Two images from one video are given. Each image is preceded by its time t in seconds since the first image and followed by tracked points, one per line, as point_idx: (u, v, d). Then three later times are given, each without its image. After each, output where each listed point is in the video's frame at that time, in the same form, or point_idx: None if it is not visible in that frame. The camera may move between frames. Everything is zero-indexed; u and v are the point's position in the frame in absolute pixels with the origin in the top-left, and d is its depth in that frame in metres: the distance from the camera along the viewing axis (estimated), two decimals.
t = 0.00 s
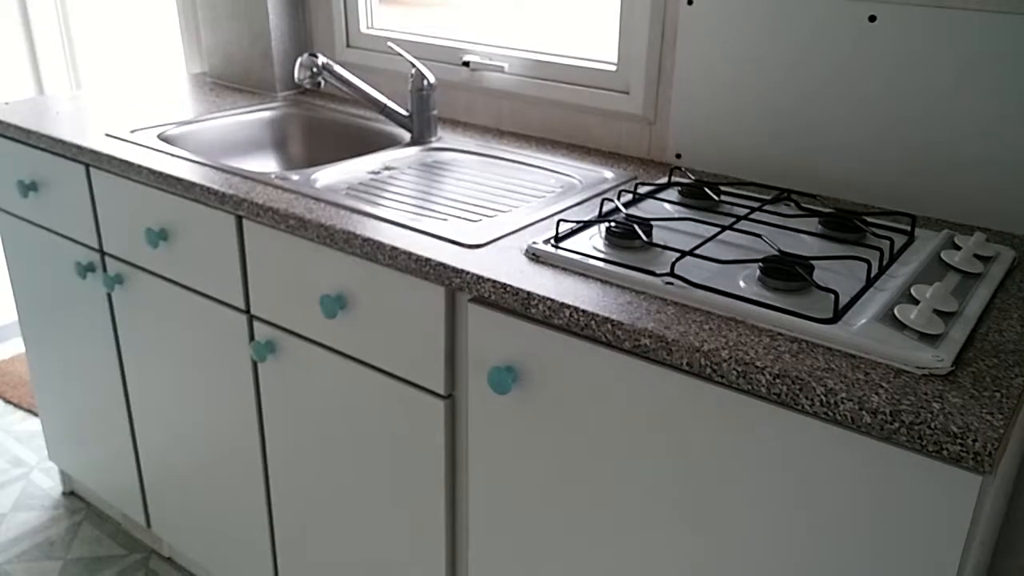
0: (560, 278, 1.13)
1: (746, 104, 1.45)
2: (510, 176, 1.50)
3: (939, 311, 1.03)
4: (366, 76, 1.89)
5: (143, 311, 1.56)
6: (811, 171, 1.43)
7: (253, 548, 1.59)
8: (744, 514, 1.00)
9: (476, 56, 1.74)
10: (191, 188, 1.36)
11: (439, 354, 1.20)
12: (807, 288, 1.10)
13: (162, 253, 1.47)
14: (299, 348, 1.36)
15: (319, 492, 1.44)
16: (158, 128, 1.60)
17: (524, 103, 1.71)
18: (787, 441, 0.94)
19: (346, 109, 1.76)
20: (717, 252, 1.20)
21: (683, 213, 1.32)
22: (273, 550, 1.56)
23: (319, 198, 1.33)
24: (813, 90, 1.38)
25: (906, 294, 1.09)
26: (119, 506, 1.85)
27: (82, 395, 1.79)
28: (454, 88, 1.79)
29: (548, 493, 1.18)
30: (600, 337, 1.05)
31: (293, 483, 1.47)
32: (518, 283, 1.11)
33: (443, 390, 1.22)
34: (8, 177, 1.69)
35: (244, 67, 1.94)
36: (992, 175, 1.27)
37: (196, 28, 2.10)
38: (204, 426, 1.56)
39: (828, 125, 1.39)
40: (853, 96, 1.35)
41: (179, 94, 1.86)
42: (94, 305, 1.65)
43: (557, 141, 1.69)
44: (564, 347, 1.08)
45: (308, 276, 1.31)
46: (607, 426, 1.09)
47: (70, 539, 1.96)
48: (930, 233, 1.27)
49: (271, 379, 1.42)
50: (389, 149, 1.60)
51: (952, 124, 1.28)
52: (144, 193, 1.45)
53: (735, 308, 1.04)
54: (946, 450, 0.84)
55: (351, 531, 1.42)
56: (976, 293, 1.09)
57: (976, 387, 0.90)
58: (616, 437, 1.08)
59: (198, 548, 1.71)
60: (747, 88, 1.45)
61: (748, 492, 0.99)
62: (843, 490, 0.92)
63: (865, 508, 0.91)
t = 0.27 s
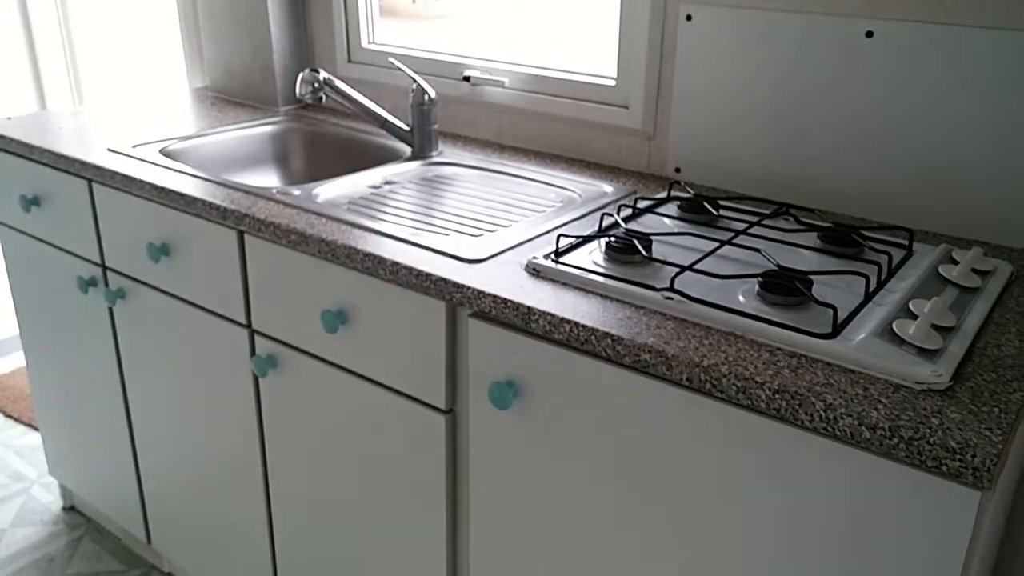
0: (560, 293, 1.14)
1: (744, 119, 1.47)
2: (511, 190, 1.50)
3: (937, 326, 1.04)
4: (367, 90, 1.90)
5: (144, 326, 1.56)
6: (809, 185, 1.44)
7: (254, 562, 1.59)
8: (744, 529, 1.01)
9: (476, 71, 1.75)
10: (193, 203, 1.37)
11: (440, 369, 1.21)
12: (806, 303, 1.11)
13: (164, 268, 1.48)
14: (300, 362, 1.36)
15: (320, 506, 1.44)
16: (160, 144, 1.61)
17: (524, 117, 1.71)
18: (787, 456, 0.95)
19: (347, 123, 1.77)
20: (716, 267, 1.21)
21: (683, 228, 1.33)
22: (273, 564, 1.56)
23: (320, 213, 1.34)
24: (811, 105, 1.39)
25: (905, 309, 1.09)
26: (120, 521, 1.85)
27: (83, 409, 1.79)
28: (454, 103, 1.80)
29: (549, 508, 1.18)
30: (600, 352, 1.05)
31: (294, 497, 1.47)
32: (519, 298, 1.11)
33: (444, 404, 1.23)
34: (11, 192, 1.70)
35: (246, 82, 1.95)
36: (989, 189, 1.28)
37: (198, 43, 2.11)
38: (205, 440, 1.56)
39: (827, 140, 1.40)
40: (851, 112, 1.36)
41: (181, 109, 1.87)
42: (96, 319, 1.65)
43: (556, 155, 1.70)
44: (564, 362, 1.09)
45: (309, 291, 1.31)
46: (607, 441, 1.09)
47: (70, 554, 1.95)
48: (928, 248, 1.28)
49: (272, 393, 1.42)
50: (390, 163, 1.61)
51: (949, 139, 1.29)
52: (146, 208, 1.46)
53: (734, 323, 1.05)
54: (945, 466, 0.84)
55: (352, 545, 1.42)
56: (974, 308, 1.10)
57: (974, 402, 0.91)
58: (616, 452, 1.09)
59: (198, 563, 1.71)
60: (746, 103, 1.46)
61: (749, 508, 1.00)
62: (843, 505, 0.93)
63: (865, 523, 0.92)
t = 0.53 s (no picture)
0: (562, 312, 1.14)
1: (746, 137, 1.47)
2: (512, 208, 1.51)
3: (940, 345, 1.04)
4: (370, 109, 1.91)
5: (146, 343, 1.56)
6: (811, 204, 1.44)
7: None
8: (747, 550, 1.00)
9: (478, 89, 1.76)
10: (195, 221, 1.37)
11: (441, 387, 1.21)
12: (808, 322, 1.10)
13: (165, 285, 1.48)
14: (301, 380, 1.36)
15: (320, 525, 1.43)
16: (162, 162, 1.61)
17: (525, 136, 1.72)
18: (790, 476, 0.94)
19: (349, 141, 1.78)
20: (718, 286, 1.21)
21: (684, 246, 1.33)
22: None
23: (322, 231, 1.34)
24: (812, 123, 1.40)
25: (908, 328, 1.09)
26: (119, 539, 1.84)
27: (84, 426, 1.79)
28: (456, 121, 1.81)
29: (550, 528, 1.17)
30: (602, 371, 1.05)
31: (294, 516, 1.46)
32: (520, 316, 1.11)
33: (445, 423, 1.22)
34: (14, 210, 1.70)
35: (250, 101, 1.96)
36: (990, 208, 1.28)
37: (202, 62, 2.13)
38: (205, 458, 1.56)
39: (828, 159, 1.40)
40: (851, 131, 1.36)
41: (184, 127, 1.88)
42: (97, 337, 1.65)
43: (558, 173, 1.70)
44: (566, 380, 1.09)
45: (311, 309, 1.31)
46: (609, 460, 1.09)
47: (70, 572, 1.94)
48: (930, 266, 1.27)
49: (273, 411, 1.42)
50: (392, 182, 1.62)
51: (950, 158, 1.29)
52: (148, 226, 1.46)
53: (737, 342, 1.05)
54: (949, 486, 0.84)
55: (352, 565, 1.41)
56: (977, 327, 1.09)
57: (978, 422, 0.90)
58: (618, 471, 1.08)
59: None
60: (746, 122, 1.46)
61: (752, 528, 0.99)
62: (847, 526, 0.92)
63: (869, 544, 0.91)
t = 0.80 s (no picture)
0: (560, 325, 1.14)
1: (745, 151, 1.47)
2: (512, 221, 1.51)
3: (937, 360, 1.04)
4: (370, 121, 1.91)
5: (144, 355, 1.56)
6: (810, 217, 1.44)
7: None
8: (745, 565, 1.00)
9: (479, 102, 1.76)
10: (195, 233, 1.38)
11: (439, 400, 1.21)
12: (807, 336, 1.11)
13: (165, 297, 1.48)
14: (300, 392, 1.36)
15: (318, 537, 1.43)
16: (163, 173, 1.62)
17: (525, 148, 1.72)
18: (787, 491, 0.94)
19: (349, 153, 1.79)
20: (716, 299, 1.21)
21: (683, 260, 1.33)
22: None
23: (322, 244, 1.34)
24: (811, 137, 1.40)
25: (905, 342, 1.09)
26: (116, 551, 1.83)
27: (82, 437, 1.79)
28: (456, 134, 1.82)
29: (549, 542, 1.17)
30: (600, 385, 1.05)
31: (292, 528, 1.46)
32: (519, 329, 1.11)
33: (443, 436, 1.22)
34: (14, 221, 1.70)
35: (251, 113, 1.97)
36: (988, 223, 1.28)
37: (203, 73, 2.14)
38: (203, 470, 1.56)
39: (826, 174, 1.41)
40: (850, 145, 1.37)
41: (184, 138, 1.89)
42: (96, 348, 1.65)
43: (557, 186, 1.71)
44: (564, 394, 1.09)
45: (310, 321, 1.31)
46: (606, 475, 1.09)
47: None
48: (928, 281, 1.28)
49: (271, 423, 1.42)
50: (392, 194, 1.62)
51: (947, 172, 1.30)
52: (148, 237, 1.46)
53: (735, 356, 1.05)
54: (947, 502, 0.84)
55: None
56: (975, 342, 1.10)
57: (976, 437, 0.90)
58: (616, 485, 1.08)
59: None
60: (745, 136, 1.47)
61: (750, 543, 0.99)
62: (845, 541, 0.92)
63: (867, 559, 0.91)
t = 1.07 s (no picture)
0: (558, 342, 1.14)
1: (743, 167, 1.48)
2: (510, 236, 1.51)
3: (935, 378, 1.04)
4: (370, 136, 1.92)
5: (142, 369, 1.56)
6: (808, 234, 1.45)
7: None
8: None
9: (479, 118, 1.77)
10: (194, 248, 1.38)
11: (437, 417, 1.21)
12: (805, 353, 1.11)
13: (163, 311, 1.48)
14: (298, 407, 1.36)
15: (315, 553, 1.42)
16: (162, 187, 1.62)
17: (525, 163, 1.73)
18: (785, 510, 0.94)
19: (349, 168, 1.79)
20: (715, 316, 1.21)
21: (681, 276, 1.33)
22: None
23: (321, 259, 1.34)
24: (809, 155, 1.41)
25: (903, 360, 1.09)
26: (112, 566, 1.82)
27: (79, 451, 1.78)
28: (456, 149, 1.82)
29: (546, 559, 1.17)
30: (598, 402, 1.05)
31: (289, 544, 1.45)
32: (517, 346, 1.11)
33: (441, 452, 1.22)
34: (13, 235, 1.71)
35: (251, 127, 1.97)
36: (985, 241, 1.29)
37: (205, 88, 2.14)
38: (200, 485, 1.55)
39: (824, 191, 1.41)
40: (848, 163, 1.38)
41: (184, 153, 1.89)
42: (94, 362, 1.65)
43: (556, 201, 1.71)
44: (562, 411, 1.09)
45: (308, 337, 1.31)
46: (604, 492, 1.08)
47: None
48: (926, 298, 1.28)
49: (269, 439, 1.42)
50: (391, 209, 1.62)
51: (944, 190, 1.30)
52: (148, 252, 1.46)
53: (733, 373, 1.05)
54: (945, 522, 0.83)
55: None
56: (972, 360, 1.10)
57: (973, 456, 0.90)
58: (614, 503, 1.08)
59: None
60: (743, 153, 1.47)
61: (748, 561, 0.99)
62: (843, 561, 0.92)
63: None
